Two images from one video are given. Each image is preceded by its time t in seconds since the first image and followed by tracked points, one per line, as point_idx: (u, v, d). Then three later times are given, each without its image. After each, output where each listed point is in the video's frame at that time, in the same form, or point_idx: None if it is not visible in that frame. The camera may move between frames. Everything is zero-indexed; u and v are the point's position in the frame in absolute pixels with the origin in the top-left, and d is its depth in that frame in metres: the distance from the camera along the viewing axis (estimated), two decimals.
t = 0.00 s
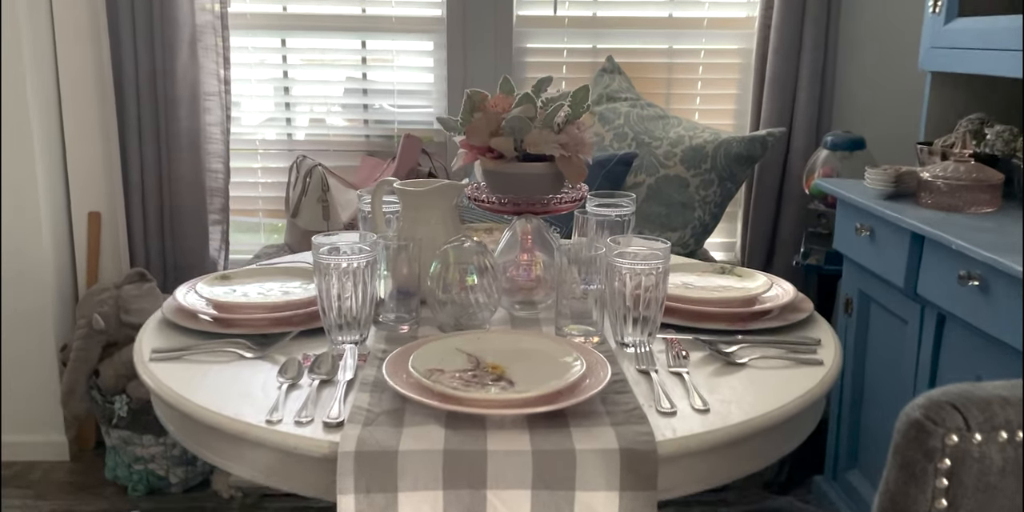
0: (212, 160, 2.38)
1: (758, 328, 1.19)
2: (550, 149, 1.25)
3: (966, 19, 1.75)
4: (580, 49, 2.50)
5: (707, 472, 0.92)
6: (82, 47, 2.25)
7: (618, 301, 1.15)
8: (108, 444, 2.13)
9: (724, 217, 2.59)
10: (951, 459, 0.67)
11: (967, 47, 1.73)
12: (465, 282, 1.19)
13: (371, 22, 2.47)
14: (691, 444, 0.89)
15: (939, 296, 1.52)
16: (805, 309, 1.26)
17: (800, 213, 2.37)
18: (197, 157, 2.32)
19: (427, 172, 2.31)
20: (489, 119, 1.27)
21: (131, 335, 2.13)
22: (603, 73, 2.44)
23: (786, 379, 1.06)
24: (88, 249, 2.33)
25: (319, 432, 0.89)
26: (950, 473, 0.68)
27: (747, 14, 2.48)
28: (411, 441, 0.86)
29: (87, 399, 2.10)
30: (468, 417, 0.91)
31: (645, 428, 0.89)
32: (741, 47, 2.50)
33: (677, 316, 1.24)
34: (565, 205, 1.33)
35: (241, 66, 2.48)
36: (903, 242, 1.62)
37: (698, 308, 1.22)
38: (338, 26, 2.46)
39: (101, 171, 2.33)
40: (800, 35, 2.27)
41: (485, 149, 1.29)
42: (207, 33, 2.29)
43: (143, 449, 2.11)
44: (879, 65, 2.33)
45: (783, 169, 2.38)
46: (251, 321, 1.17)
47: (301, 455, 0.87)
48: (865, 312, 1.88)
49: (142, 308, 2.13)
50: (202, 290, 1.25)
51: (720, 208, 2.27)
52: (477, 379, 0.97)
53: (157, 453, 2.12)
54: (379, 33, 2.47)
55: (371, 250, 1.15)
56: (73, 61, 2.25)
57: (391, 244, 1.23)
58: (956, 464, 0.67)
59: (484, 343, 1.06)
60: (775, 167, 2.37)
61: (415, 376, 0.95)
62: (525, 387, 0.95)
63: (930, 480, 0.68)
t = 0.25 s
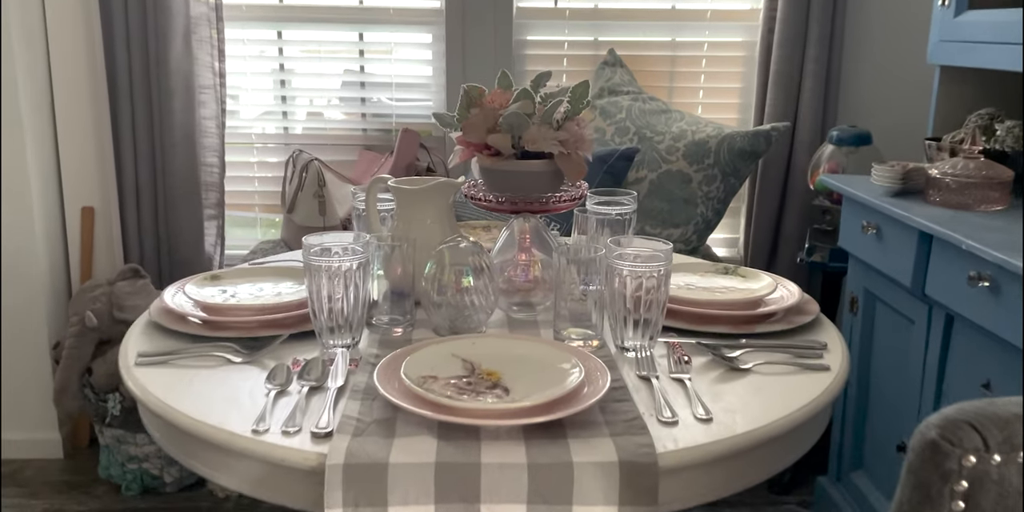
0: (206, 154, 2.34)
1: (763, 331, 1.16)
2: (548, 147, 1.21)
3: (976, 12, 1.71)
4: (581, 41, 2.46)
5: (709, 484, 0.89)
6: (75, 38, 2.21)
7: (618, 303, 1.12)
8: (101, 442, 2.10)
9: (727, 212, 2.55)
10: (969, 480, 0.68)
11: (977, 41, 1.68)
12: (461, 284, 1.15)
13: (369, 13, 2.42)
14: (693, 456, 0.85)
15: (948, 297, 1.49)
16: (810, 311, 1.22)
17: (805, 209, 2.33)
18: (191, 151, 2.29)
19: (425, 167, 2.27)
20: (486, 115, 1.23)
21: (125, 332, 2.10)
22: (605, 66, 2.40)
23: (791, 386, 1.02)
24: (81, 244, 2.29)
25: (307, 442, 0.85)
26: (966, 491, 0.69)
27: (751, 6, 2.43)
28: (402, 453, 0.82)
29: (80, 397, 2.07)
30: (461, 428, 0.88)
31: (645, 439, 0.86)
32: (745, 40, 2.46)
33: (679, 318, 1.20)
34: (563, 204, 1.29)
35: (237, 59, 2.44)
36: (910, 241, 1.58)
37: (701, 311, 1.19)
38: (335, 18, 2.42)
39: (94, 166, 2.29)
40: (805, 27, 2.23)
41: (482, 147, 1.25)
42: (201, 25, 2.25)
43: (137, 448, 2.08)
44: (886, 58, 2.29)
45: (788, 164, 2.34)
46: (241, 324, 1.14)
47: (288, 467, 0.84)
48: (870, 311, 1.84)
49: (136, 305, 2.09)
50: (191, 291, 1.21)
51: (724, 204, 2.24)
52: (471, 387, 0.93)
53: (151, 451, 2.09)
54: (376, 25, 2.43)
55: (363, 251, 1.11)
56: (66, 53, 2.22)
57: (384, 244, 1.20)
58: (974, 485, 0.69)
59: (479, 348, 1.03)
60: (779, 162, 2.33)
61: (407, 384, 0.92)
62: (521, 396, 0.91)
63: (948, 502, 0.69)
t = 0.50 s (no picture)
0: (200, 146, 2.29)
1: (770, 337, 1.11)
2: (546, 144, 1.17)
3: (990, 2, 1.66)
4: (583, 31, 2.40)
5: (714, 501, 0.84)
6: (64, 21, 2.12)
7: (619, 307, 1.07)
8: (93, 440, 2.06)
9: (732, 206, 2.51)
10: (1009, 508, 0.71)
11: (991, 32, 1.63)
12: (456, 287, 1.11)
13: (366, 2, 2.37)
14: (697, 473, 0.81)
15: (959, 298, 1.44)
16: (818, 315, 1.18)
17: (811, 204, 2.28)
18: (185, 142, 2.24)
19: (423, 159, 2.22)
20: (482, 110, 1.19)
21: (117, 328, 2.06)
22: (607, 57, 2.35)
23: (799, 395, 0.98)
24: (73, 237, 2.25)
25: (291, 457, 0.81)
26: (999, 496, 0.72)
27: None
28: (390, 470, 0.78)
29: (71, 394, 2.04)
30: (453, 442, 0.84)
31: (646, 455, 0.81)
32: (751, 30, 2.40)
33: (682, 322, 1.16)
34: (563, 202, 1.25)
35: (232, 48, 2.39)
36: (921, 239, 1.54)
37: (706, 314, 1.14)
38: (331, 7, 2.37)
39: (86, 158, 2.23)
40: (812, 18, 2.18)
41: (478, 143, 1.21)
42: (194, 14, 2.21)
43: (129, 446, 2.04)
44: (896, 49, 2.23)
45: (794, 157, 2.29)
46: (226, 328, 1.09)
47: (270, 484, 0.80)
48: (877, 310, 1.80)
49: (128, 300, 2.05)
50: (176, 293, 1.17)
51: (729, 198, 2.20)
52: (464, 399, 0.89)
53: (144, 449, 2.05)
54: (373, 14, 2.38)
55: (353, 252, 1.07)
56: (53, 41, 2.14)
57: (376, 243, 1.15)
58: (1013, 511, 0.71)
59: (474, 356, 0.98)
60: (785, 155, 2.28)
61: (397, 395, 0.88)
62: (518, 409, 0.87)
63: None
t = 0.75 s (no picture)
0: (194, 137, 2.25)
1: (774, 339, 1.08)
2: (544, 139, 1.13)
3: None
4: (584, 20, 2.36)
5: None
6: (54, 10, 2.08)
7: (618, 310, 1.04)
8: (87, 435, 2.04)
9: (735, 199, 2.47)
10: None
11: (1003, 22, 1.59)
12: (450, 289, 1.07)
13: None
14: (699, 487, 0.78)
15: (969, 297, 1.41)
16: (824, 317, 1.14)
17: (815, 197, 2.24)
18: (179, 133, 2.20)
19: (421, 151, 2.18)
20: (478, 104, 1.16)
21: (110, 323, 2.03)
22: (609, 46, 2.30)
23: (805, 403, 0.95)
24: (66, 229, 2.21)
25: (275, 470, 0.78)
26: None
27: None
28: (377, 485, 0.75)
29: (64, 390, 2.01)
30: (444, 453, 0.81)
31: (644, 469, 0.78)
32: (755, 19, 2.35)
33: (684, 324, 1.12)
34: (561, 199, 1.21)
35: (226, 37, 2.35)
36: (930, 236, 1.50)
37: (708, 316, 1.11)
38: None
39: (78, 148, 2.19)
40: (819, 6, 2.13)
41: (473, 138, 1.18)
42: (188, 2, 2.16)
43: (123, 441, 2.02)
44: (903, 39, 2.19)
45: (799, 149, 2.25)
46: (213, 330, 1.06)
47: (253, 498, 0.77)
48: (883, 306, 1.76)
49: (122, 295, 2.03)
50: (162, 293, 1.13)
51: (732, 191, 2.15)
52: (457, 407, 0.86)
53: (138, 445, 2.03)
54: (371, 2, 2.33)
55: (344, 254, 1.04)
56: (45, 28, 2.09)
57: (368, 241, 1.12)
58: None
59: (468, 361, 0.95)
60: (789, 147, 2.24)
61: (386, 403, 0.85)
62: (512, 418, 0.84)
63: None
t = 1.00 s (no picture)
0: (192, 127, 2.22)
1: (781, 341, 1.05)
2: (545, 134, 1.10)
3: None
4: (588, 8, 2.31)
5: None
6: None
7: (620, 311, 1.01)
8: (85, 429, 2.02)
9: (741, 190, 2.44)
10: None
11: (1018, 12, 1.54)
12: (448, 290, 1.04)
13: None
14: (703, 500, 0.75)
15: (980, 294, 1.37)
16: (832, 317, 1.11)
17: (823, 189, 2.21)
18: (176, 122, 2.17)
19: (421, 141, 2.15)
20: (477, 97, 1.12)
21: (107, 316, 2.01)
22: (613, 35, 2.26)
23: (813, 409, 0.92)
24: (63, 220, 2.20)
25: (264, 481, 0.75)
26: None
27: None
28: (369, 498, 0.72)
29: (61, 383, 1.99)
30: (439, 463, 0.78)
31: (646, 481, 0.75)
32: (762, 6, 2.31)
33: (688, 325, 1.09)
34: (562, 195, 1.18)
35: (224, 25, 2.31)
36: (940, 232, 1.46)
37: (713, 317, 1.08)
38: None
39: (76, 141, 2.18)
40: None
41: (473, 132, 1.14)
42: None
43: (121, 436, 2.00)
44: (913, 28, 2.14)
45: (806, 140, 2.21)
46: (204, 331, 1.03)
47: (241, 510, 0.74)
48: (892, 302, 1.73)
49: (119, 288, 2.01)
50: (153, 291, 1.11)
51: (737, 183, 2.12)
52: (453, 414, 0.83)
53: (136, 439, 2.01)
54: None
55: (338, 253, 1.00)
56: (41, 15, 2.07)
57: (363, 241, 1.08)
58: None
59: (466, 364, 0.92)
60: (796, 138, 2.20)
61: (380, 410, 0.82)
62: (509, 426, 0.81)
63: None
